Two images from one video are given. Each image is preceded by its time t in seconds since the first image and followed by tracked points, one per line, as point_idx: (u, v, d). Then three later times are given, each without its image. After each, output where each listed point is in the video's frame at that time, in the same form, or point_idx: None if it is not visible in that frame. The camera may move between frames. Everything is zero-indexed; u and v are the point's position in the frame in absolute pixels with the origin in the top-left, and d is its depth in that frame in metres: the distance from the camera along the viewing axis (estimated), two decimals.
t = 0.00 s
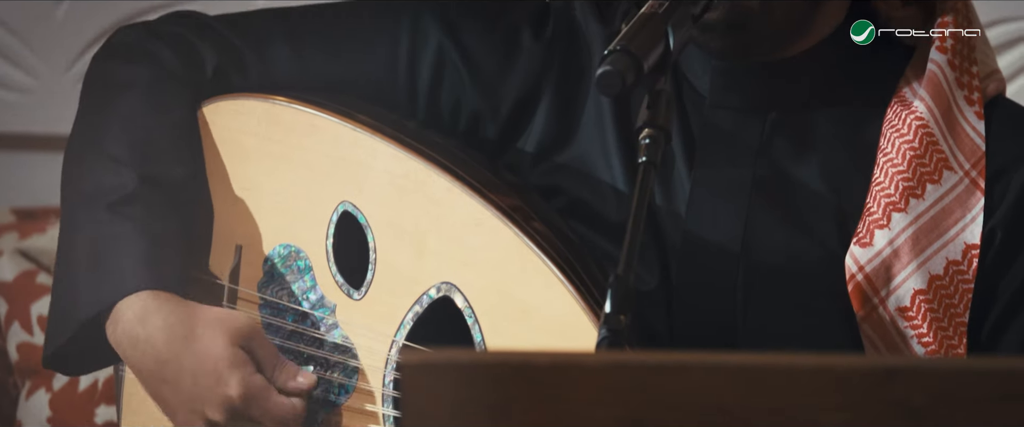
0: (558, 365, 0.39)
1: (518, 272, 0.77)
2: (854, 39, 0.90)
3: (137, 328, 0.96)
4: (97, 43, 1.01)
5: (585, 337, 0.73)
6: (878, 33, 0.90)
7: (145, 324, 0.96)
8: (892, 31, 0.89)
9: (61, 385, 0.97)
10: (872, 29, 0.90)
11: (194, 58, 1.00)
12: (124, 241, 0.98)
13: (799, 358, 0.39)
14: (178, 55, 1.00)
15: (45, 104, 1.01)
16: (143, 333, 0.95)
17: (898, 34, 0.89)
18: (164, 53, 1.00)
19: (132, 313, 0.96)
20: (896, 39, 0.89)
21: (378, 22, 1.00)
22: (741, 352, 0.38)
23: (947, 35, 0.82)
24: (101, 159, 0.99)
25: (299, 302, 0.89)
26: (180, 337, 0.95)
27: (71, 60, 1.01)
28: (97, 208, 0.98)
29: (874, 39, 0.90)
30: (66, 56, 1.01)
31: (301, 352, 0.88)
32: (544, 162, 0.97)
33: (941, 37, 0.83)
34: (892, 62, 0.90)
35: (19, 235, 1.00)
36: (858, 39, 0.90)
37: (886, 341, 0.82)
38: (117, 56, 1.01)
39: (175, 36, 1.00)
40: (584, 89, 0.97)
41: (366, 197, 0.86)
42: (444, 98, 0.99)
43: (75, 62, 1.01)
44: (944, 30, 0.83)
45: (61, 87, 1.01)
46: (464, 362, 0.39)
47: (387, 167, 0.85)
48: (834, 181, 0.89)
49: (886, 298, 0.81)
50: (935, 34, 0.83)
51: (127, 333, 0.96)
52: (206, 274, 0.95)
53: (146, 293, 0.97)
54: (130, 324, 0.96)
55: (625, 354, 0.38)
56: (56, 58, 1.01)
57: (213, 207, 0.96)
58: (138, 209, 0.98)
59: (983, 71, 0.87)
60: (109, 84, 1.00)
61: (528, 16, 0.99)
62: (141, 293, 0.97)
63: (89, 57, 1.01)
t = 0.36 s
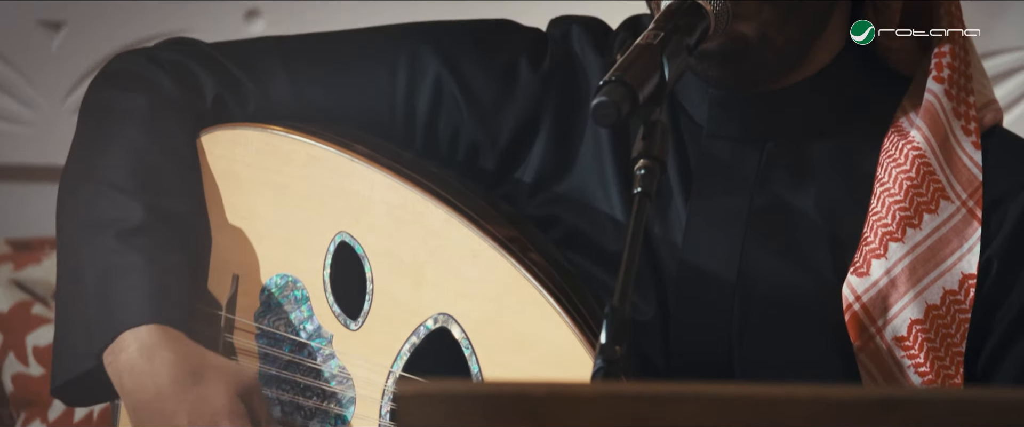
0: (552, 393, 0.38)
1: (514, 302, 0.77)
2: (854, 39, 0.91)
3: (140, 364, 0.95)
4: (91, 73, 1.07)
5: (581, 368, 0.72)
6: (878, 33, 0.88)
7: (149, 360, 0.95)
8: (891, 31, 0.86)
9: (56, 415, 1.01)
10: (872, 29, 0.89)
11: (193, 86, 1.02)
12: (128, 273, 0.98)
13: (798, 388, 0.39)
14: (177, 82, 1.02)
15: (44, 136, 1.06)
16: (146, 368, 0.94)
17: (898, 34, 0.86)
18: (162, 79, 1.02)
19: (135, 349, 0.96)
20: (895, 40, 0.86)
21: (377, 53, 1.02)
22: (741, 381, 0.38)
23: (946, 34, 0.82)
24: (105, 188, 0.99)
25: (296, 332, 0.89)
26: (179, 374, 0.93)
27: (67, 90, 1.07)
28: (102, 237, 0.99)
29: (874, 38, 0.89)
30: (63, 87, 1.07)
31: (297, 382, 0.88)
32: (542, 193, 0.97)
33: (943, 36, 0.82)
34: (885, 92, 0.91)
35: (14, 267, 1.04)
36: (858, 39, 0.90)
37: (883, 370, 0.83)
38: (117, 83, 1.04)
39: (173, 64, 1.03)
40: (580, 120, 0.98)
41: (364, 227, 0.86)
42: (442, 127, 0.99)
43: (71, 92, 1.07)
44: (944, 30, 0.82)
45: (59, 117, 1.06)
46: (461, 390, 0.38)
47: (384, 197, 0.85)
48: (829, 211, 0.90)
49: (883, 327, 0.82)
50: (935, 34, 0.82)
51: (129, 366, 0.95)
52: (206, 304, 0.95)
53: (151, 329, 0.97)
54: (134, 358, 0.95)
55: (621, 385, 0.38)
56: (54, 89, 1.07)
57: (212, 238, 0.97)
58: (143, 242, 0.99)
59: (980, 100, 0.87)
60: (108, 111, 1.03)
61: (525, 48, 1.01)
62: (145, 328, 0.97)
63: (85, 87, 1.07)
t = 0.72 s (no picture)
0: None
1: (511, 335, 0.78)
2: (854, 40, 0.89)
3: (129, 391, 0.97)
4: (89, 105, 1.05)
5: (578, 400, 0.75)
6: (878, 33, 0.87)
7: (137, 387, 0.97)
8: (892, 31, 0.86)
9: None
10: (872, 29, 0.88)
11: (188, 119, 1.01)
12: (116, 304, 1.00)
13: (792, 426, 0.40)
14: (172, 117, 1.02)
15: (42, 170, 1.04)
16: (135, 397, 0.96)
17: (899, 34, 0.85)
18: (159, 114, 1.02)
19: (124, 377, 0.98)
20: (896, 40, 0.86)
21: (373, 86, 1.01)
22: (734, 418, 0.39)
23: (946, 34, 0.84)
24: (99, 222, 1.01)
25: (292, 364, 0.89)
26: (170, 402, 0.94)
27: (65, 123, 1.05)
28: (91, 271, 1.00)
29: (874, 39, 0.88)
30: (60, 120, 1.05)
31: (294, 415, 0.88)
32: (537, 225, 0.98)
33: (943, 36, 0.84)
34: (883, 117, 0.89)
35: (11, 299, 1.02)
36: (858, 39, 0.89)
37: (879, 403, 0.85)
38: (111, 118, 1.04)
39: (170, 99, 1.03)
40: (574, 153, 0.99)
41: (361, 260, 0.86)
42: (437, 158, 1.00)
43: (70, 125, 1.05)
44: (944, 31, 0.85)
45: (56, 152, 1.04)
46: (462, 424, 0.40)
47: (379, 230, 0.85)
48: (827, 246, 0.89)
49: (880, 361, 0.84)
50: (935, 34, 0.85)
51: (120, 398, 0.97)
52: (201, 337, 0.96)
53: (139, 356, 0.98)
54: (123, 387, 0.97)
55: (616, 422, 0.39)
56: (51, 123, 1.05)
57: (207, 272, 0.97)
58: (127, 271, 1.00)
59: (977, 135, 0.88)
60: (105, 147, 1.03)
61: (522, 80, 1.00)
62: (134, 355, 0.99)
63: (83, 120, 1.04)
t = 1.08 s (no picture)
0: None
1: (510, 368, 0.78)
2: (855, 39, 0.89)
3: None
4: (88, 140, 1.09)
5: None
6: (878, 33, 0.87)
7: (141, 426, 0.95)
8: (892, 31, 0.85)
9: None
10: (872, 29, 0.87)
11: (188, 154, 1.03)
12: (125, 337, 0.99)
13: None
14: (170, 149, 1.04)
15: (39, 203, 1.08)
16: None
17: (899, 34, 0.86)
18: (159, 148, 1.04)
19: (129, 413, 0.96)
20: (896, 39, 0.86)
21: (372, 121, 1.03)
22: None
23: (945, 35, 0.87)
24: (98, 254, 1.02)
25: (291, 397, 0.89)
26: None
27: (63, 157, 1.09)
28: (99, 303, 1.00)
29: (874, 39, 0.87)
30: (59, 155, 1.09)
31: None
32: (536, 258, 0.99)
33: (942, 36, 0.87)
34: (884, 148, 0.91)
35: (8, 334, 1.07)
36: (858, 39, 0.88)
37: None
38: (111, 154, 1.06)
39: (169, 133, 1.05)
40: (573, 186, 1.00)
41: (361, 294, 0.86)
42: (436, 191, 1.01)
43: (67, 159, 1.09)
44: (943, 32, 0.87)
45: (54, 186, 1.08)
46: None
47: (377, 263, 0.86)
48: (824, 279, 0.90)
49: (878, 395, 0.84)
50: (934, 34, 0.87)
51: None
52: (199, 371, 0.95)
53: (147, 391, 0.97)
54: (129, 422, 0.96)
55: None
56: (49, 158, 1.09)
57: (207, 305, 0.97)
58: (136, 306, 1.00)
59: (977, 170, 0.89)
60: (103, 183, 1.05)
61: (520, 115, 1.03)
62: (141, 390, 0.97)
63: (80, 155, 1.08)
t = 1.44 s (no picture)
0: None
1: (511, 403, 0.78)
2: (855, 39, 0.85)
3: None
4: (83, 178, 1.18)
5: None
6: (879, 34, 0.85)
7: None
8: (892, 30, 0.88)
9: None
10: (872, 30, 0.85)
11: (186, 188, 1.04)
12: (118, 374, 0.96)
13: None
14: (170, 185, 1.03)
15: (39, 236, 1.16)
16: None
17: (900, 34, 0.90)
18: (156, 183, 1.03)
19: None
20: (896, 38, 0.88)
21: (370, 157, 1.05)
22: None
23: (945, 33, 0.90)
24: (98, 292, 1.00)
25: None
26: None
27: (62, 193, 1.18)
28: (92, 339, 0.98)
29: (874, 40, 0.84)
30: (56, 190, 1.18)
31: None
32: (538, 292, 1.00)
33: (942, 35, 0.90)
34: (874, 186, 0.94)
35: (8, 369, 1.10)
36: (858, 39, 0.85)
37: None
38: (106, 189, 1.04)
39: (165, 166, 1.05)
40: (573, 217, 1.02)
41: (359, 329, 0.87)
42: (436, 226, 1.03)
43: (65, 194, 1.18)
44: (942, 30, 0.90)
45: (54, 219, 1.17)
46: None
47: (377, 297, 0.87)
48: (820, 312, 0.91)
49: None
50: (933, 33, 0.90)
51: None
52: (198, 406, 0.96)
53: None
54: None
55: None
56: (48, 193, 1.18)
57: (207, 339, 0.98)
58: (132, 341, 0.98)
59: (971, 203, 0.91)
60: (101, 219, 1.03)
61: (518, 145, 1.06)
62: None
63: (79, 188, 1.18)
